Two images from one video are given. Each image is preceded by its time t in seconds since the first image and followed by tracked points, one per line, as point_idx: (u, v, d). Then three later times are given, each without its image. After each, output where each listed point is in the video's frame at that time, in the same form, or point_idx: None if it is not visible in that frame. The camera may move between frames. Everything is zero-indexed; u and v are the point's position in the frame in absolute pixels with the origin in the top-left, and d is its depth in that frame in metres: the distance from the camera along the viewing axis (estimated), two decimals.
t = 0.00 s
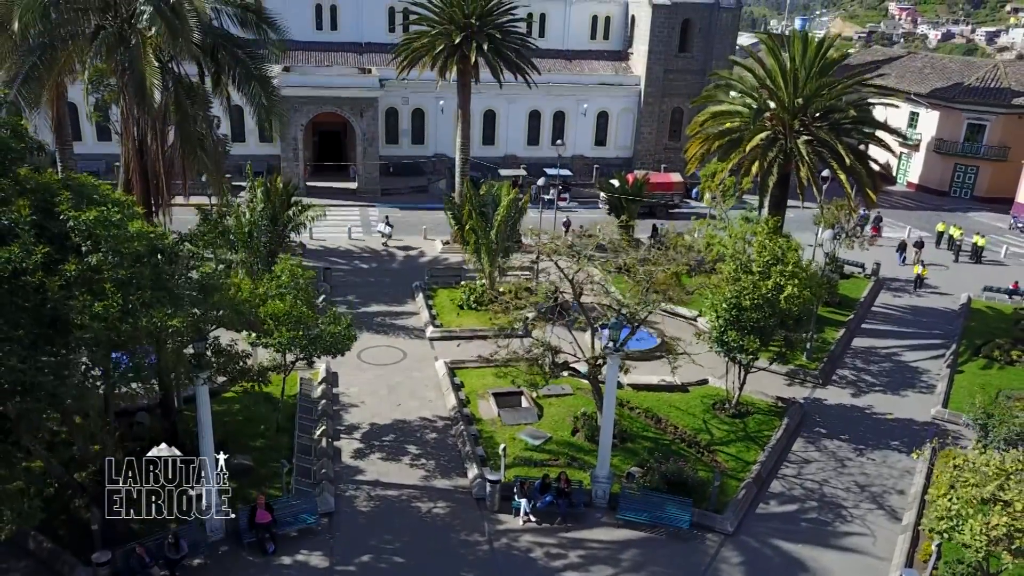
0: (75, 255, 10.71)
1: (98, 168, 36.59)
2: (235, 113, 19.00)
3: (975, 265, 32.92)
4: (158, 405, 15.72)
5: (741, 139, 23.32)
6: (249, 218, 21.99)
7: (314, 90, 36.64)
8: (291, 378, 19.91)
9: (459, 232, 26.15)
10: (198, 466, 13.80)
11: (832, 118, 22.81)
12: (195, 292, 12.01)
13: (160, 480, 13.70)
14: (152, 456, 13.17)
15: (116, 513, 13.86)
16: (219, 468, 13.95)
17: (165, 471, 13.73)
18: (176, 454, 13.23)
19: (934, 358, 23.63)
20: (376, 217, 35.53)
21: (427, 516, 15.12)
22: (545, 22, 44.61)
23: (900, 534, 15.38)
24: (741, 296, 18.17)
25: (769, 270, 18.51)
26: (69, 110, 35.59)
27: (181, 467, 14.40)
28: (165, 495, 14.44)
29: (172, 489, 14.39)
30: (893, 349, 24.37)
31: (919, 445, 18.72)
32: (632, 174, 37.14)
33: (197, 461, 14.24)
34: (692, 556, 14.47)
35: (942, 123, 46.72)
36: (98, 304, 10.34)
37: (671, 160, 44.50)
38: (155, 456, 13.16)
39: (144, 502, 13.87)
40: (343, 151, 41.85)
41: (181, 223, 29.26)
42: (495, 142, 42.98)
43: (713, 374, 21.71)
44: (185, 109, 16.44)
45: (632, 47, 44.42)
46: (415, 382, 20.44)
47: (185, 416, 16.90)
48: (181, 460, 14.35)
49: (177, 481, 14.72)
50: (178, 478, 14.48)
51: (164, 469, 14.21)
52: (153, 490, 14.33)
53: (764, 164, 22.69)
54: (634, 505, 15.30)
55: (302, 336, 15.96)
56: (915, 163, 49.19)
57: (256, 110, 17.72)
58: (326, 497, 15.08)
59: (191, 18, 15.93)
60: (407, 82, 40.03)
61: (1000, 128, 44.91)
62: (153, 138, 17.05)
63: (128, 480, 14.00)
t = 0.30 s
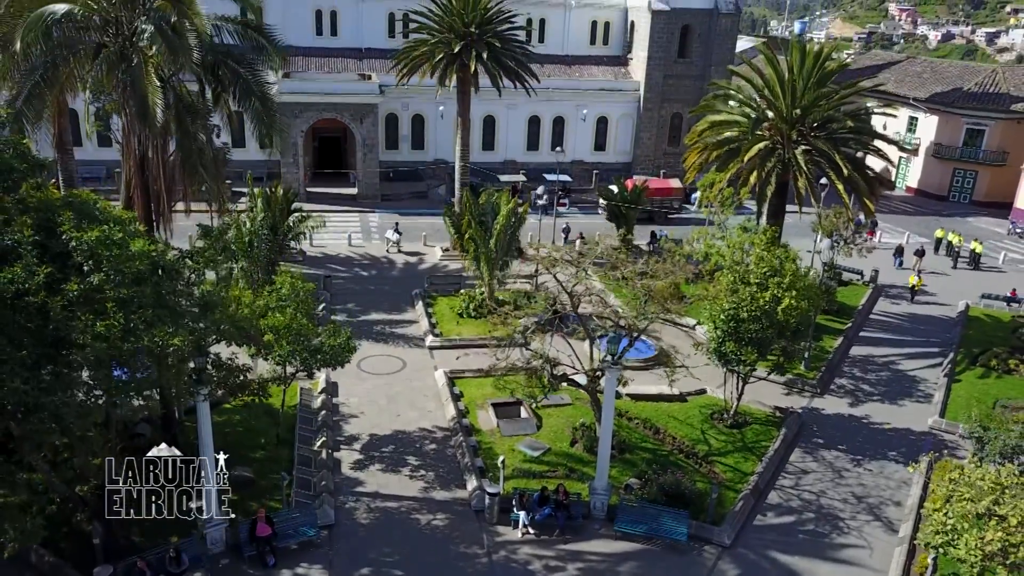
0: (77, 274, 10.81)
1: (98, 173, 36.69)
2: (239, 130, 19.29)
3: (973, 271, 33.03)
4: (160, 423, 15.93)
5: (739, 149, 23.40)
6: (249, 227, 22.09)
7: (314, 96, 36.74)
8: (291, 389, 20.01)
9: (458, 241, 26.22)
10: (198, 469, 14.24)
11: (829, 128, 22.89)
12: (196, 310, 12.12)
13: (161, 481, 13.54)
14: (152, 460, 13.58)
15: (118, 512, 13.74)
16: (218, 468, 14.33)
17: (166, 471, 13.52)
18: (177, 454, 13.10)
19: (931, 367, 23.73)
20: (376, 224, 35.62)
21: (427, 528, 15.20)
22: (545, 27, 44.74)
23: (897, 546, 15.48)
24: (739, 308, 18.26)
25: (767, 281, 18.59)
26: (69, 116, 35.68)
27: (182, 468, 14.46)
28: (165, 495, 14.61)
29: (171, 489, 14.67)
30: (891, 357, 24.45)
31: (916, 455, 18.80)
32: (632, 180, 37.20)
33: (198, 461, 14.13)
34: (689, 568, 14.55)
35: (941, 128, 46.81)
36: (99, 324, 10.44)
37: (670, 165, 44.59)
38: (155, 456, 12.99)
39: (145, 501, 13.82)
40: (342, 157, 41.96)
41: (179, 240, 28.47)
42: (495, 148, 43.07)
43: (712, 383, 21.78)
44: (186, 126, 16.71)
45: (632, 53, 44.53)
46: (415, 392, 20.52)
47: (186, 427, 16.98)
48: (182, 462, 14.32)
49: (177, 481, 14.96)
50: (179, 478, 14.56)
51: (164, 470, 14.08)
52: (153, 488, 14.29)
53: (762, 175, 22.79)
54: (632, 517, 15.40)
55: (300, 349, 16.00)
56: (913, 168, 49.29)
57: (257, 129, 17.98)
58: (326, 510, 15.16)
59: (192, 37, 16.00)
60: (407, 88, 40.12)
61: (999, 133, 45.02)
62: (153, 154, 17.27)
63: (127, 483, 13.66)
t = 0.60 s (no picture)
0: (80, 295, 10.92)
1: (100, 180, 36.83)
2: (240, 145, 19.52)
3: (972, 278, 33.11)
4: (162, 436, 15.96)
5: (738, 159, 23.50)
6: (250, 237, 22.20)
7: (315, 103, 36.85)
8: (291, 399, 20.11)
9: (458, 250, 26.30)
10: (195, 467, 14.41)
11: (828, 138, 23.03)
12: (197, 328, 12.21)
13: (161, 481, 13.71)
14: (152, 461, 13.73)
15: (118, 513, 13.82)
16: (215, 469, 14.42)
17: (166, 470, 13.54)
18: (177, 454, 13.21)
19: (929, 376, 23.83)
20: (376, 230, 35.71)
21: (426, 540, 15.31)
22: (545, 33, 44.84)
23: (894, 558, 15.58)
24: (737, 320, 18.36)
25: (765, 293, 18.71)
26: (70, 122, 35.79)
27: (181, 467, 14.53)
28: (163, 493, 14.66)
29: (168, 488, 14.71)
30: (889, 366, 24.55)
31: (913, 466, 18.90)
32: (632, 186, 37.28)
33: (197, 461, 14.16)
34: None
35: (940, 133, 46.88)
36: (102, 345, 10.55)
37: (669, 170, 44.66)
38: (155, 457, 13.12)
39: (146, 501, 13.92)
40: (342, 164, 42.07)
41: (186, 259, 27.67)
42: (495, 153, 43.18)
43: (710, 393, 21.87)
44: (187, 145, 16.87)
45: (631, 59, 44.64)
46: (415, 403, 20.61)
47: (187, 439, 17.08)
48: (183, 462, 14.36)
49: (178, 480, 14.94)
50: (176, 476, 14.67)
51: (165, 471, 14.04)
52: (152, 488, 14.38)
53: (760, 186, 22.91)
54: (630, 530, 15.51)
55: (301, 362, 16.06)
56: (912, 173, 49.38)
57: (258, 146, 18.11)
58: (326, 522, 15.27)
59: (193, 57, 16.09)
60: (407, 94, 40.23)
61: (997, 138, 45.13)
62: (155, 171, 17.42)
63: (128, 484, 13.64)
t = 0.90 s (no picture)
0: (83, 313, 11.02)
1: (101, 185, 36.93)
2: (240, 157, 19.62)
3: (970, 284, 33.16)
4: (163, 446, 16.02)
5: (737, 168, 23.60)
6: (250, 247, 22.28)
7: (316, 109, 36.94)
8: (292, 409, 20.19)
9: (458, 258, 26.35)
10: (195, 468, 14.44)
11: (826, 148, 23.13)
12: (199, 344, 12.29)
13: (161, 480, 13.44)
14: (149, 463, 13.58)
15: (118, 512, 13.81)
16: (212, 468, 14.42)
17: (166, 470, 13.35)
18: (177, 454, 12.70)
19: (927, 384, 23.89)
20: (377, 236, 35.78)
21: (426, 552, 15.40)
22: (545, 38, 44.95)
23: (892, 570, 15.65)
24: (736, 330, 18.44)
25: (763, 304, 18.79)
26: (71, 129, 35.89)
27: (179, 469, 14.51)
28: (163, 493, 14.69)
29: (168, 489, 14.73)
30: (887, 374, 24.62)
31: (911, 476, 18.98)
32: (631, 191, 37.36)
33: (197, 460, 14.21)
34: None
35: (940, 137, 46.94)
36: (105, 362, 10.64)
37: (669, 175, 44.71)
38: (155, 456, 12.50)
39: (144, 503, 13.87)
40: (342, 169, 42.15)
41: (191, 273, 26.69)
42: (495, 158, 43.26)
43: (710, 402, 21.94)
44: (189, 159, 17.01)
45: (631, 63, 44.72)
46: (415, 412, 20.68)
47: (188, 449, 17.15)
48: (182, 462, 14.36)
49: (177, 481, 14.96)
50: (175, 476, 14.64)
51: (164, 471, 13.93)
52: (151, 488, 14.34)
53: (759, 195, 23.00)
54: (628, 541, 15.57)
55: (302, 375, 16.11)
56: (912, 177, 49.46)
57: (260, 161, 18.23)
58: (327, 534, 15.34)
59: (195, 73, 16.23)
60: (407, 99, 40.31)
61: (996, 143, 45.23)
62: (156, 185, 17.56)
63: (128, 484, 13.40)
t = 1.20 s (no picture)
0: (86, 333, 11.14)
1: (103, 191, 37.03)
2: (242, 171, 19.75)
3: (969, 291, 33.26)
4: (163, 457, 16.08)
5: (736, 178, 23.70)
6: (250, 256, 22.39)
7: (315, 116, 37.04)
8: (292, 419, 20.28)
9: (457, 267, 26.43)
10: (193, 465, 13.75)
11: (824, 158, 23.30)
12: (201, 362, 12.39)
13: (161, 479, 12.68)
14: (147, 462, 12.95)
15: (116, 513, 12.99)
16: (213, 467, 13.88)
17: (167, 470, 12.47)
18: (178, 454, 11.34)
19: (925, 393, 23.97)
20: (377, 242, 35.89)
21: (426, 564, 15.48)
22: (545, 43, 45.05)
23: None
24: (735, 342, 18.55)
25: (764, 315, 18.89)
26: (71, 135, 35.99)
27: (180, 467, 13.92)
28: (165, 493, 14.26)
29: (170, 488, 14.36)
30: (885, 382, 24.69)
31: (909, 487, 19.06)
32: (631, 198, 37.39)
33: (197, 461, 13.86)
34: None
35: (940, 142, 46.97)
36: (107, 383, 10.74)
37: (668, 181, 44.79)
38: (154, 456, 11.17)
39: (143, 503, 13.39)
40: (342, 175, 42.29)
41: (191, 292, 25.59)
42: (495, 164, 43.36)
43: (709, 412, 22.02)
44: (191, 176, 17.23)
45: (631, 69, 44.84)
46: (415, 422, 20.77)
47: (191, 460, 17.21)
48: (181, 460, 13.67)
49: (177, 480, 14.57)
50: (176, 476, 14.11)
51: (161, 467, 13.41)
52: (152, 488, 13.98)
53: (758, 205, 23.13)
54: (628, 553, 15.69)
55: (303, 387, 16.18)
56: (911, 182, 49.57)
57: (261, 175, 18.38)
58: (327, 546, 15.42)
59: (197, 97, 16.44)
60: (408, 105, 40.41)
61: (995, 149, 45.32)
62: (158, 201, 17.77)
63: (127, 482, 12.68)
